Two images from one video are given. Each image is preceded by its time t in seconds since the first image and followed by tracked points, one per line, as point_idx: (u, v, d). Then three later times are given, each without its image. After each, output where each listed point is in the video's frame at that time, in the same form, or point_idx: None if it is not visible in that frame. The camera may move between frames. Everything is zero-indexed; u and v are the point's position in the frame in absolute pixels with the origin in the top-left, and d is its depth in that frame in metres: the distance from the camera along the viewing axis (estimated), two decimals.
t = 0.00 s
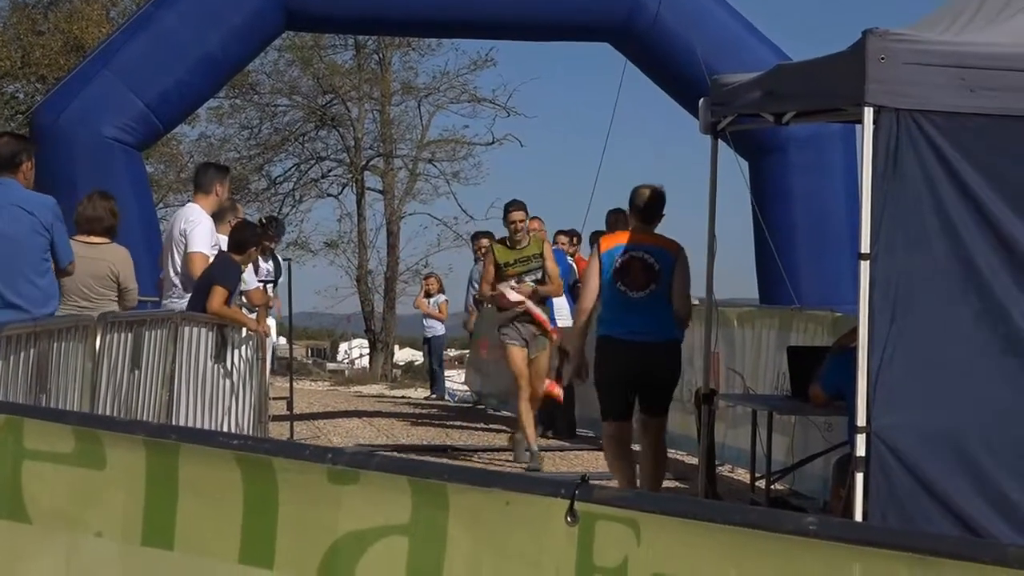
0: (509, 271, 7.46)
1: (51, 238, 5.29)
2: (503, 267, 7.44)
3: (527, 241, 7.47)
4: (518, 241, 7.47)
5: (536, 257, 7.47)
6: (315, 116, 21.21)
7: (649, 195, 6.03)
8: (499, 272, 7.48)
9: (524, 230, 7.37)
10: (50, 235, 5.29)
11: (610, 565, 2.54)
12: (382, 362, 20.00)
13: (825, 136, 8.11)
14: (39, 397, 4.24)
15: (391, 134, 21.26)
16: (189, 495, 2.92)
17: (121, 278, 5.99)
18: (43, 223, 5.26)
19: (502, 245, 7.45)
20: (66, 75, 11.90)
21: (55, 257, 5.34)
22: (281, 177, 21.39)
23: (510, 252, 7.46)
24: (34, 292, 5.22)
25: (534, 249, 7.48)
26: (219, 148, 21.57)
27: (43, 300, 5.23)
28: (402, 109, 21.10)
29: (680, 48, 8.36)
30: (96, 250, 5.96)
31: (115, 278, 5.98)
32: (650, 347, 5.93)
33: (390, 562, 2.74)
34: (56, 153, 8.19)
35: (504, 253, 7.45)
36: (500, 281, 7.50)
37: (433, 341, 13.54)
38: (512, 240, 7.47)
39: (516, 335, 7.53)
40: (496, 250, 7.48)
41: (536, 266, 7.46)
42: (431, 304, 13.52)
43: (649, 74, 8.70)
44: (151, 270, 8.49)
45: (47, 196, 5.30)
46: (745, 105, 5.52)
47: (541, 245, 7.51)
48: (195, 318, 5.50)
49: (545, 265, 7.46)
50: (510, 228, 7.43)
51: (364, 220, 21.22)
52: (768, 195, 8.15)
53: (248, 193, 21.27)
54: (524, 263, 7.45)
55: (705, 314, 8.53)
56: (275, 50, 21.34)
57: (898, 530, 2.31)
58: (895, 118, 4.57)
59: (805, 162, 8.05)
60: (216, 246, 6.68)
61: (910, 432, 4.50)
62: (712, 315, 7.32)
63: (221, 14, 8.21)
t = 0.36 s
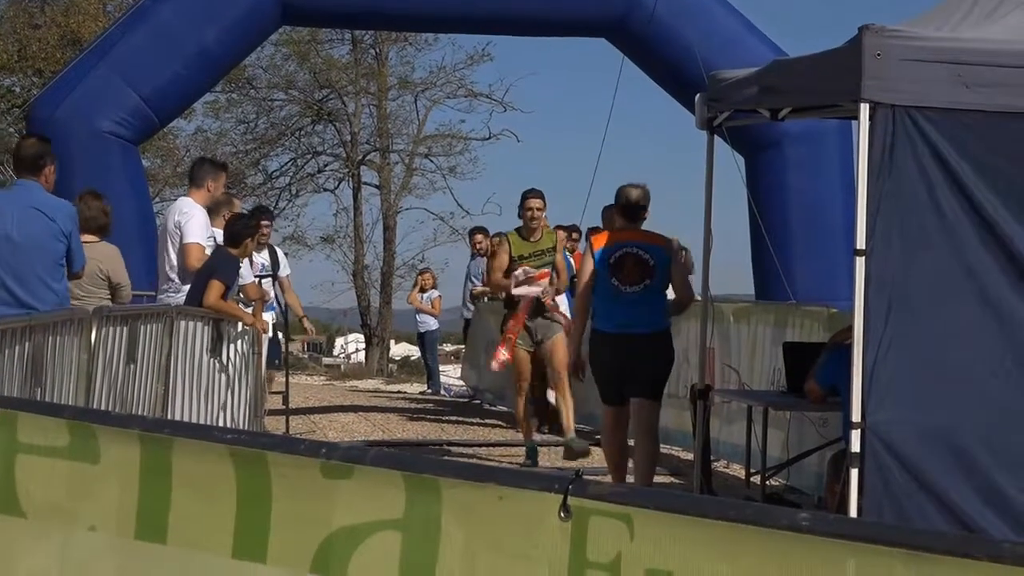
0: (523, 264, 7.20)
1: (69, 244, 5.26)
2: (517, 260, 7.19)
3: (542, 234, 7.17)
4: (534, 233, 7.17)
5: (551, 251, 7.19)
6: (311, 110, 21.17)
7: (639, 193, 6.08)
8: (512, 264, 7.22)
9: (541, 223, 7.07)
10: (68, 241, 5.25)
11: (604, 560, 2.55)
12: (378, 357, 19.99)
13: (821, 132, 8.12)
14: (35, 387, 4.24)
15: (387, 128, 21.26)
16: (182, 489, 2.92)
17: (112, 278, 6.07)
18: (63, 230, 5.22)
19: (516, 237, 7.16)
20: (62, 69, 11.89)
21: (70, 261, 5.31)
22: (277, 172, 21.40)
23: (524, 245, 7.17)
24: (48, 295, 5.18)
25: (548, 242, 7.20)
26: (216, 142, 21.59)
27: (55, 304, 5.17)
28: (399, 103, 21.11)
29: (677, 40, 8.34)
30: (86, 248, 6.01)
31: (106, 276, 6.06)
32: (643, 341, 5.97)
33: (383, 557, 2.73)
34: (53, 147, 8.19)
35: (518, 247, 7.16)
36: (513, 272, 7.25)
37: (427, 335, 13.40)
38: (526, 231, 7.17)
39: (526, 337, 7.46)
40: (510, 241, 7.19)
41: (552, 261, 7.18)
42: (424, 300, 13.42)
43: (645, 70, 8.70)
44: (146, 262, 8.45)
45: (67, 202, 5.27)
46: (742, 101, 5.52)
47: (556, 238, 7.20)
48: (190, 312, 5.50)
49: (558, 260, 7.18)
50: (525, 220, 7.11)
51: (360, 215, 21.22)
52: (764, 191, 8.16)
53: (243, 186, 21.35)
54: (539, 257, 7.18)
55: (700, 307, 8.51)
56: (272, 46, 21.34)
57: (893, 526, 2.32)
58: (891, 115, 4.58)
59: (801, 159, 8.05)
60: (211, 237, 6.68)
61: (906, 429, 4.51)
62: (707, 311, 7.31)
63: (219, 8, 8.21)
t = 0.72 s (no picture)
0: (535, 250, 7.08)
1: (75, 243, 5.24)
2: (528, 246, 7.08)
3: (558, 223, 7.08)
4: (550, 222, 7.08)
5: (565, 241, 7.09)
6: (308, 106, 21.20)
7: (627, 180, 6.17)
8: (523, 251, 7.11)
9: (557, 210, 6.99)
10: (75, 240, 5.24)
11: (600, 556, 2.55)
12: (375, 353, 19.99)
13: (818, 128, 8.09)
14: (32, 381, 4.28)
15: (384, 124, 21.30)
16: (178, 485, 2.91)
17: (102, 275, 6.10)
18: (70, 229, 5.20)
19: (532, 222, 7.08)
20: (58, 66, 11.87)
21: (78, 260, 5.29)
22: (274, 168, 21.39)
23: (538, 232, 7.08)
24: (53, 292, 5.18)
25: (563, 232, 7.09)
26: (212, 138, 21.57)
27: (60, 302, 5.17)
28: (397, 99, 21.14)
29: (673, 34, 8.34)
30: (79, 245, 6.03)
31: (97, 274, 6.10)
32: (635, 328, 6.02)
33: (379, 553, 2.73)
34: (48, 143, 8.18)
35: (531, 233, 7.07)
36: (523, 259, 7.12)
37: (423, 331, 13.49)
38: (542, 218, 7.09)
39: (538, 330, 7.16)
40: (523, 227, 7.11)
41: (564, 251, 7.09)
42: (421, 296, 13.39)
43: (642, 65, 8.71)
44: (143, 258, 8.43)
45: (77, 201, 5.25)
46: (739, 94, 5.52)
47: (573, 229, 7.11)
48: (188, 308, 5.45)
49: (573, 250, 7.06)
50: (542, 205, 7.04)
51: (359, 211, 21.25)
52: (761, 187, 8.16)
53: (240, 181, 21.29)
54: (551, 245, 7.07)
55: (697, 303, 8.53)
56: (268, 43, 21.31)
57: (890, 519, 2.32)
58: (888, 109, 4.59)
59: (798, 154, 8.02)
60: (206, 232, 6.68)
61: (902, 422, 4.51)
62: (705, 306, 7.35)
63: (215, 5, 8.20)
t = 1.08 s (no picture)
0: (532, 256, 6.90)
1: (58, 235, 5.27)
2: (525, 251, 6.89)
3: (552, 224, 6.86)
4: (544, 224, 6.87)
5: (561, 242, 6.86)
6: (310, 103, 21.24)
7: (644, 181, 6.20)
8: (521, 256, 6.92)
9: (546, 212, 6.80)
10: (57, 232, 5.26)
11: (602, 545, 2.60)
12: (377, 346, 20.04)
13: (814, 125, 8.17)
14: (42, 375, 4.29)
15: (385, 120, 21.37)
16: (186, 476, 2.96)
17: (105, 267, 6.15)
18: (49, 222, 5.23)
19: (525, 226, 6.88)
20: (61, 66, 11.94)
21: (65, 251, 5.32)
22: (277, 165, 21.43)
23: (532, 236, 6.88)
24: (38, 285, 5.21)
25: (560, 232, 6.88)
26: (216, 135, 21.54)
27: (47, 295, 5.21)
28: (397, 97, 21.16)
29: (671, 32, 8.36)
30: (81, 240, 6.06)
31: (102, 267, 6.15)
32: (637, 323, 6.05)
33: (384, 543, 2.78)
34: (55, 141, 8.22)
35: (527, 238, 6.87)
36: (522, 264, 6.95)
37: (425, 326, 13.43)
38: (535, 222, 6.88)
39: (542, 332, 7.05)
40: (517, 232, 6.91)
41: (563, 252, 6.87)
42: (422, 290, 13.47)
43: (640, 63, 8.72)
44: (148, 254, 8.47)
45: (59, 194, 5.28)
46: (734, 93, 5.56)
47: (569, 227, 6.90)
48: (193, 302, 5.56)
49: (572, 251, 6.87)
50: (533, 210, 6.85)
51: (359, 207, 21.29)
52: (757, 183, 8.19)
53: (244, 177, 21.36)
54: (548, 248, 6.86)
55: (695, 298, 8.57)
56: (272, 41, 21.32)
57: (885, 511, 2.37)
58: (883, 106, 4.61)
59: (793, 150, 8.09)
60: (207, 230, 6.73)
61: (896, 416, 4.55)
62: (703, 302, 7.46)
63: (219, 5, 8.27)
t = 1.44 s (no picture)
0: (514, 244, 6.99)
1: (55, 224, 5.34)
2: (507, 239, 6.99)
3: (535, 214, 6.93)
4: (527, 214, 6.94)
5: (544, 233, 6.94)
6: (315, 104, 21.31)
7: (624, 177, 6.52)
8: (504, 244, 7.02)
9: (526, 202, 6.85)
10: (52, 221, 5.33)
11: (594, 531, 2.70)
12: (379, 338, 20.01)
13: (801, 125, 8.26)
14: (55, 365, 4.39)
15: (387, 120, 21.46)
16: (192, 464, 3.06)
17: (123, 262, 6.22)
18: (45, 209, 5.32)
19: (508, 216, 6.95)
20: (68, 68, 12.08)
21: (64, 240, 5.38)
22: (282, 163, 21.53)
23: (515, 225, 6.95)
24: (33, 271, 5.32)
25: (542, 223, 6.95)
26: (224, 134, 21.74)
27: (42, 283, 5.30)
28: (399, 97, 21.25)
29: (664, 36, 8.45)
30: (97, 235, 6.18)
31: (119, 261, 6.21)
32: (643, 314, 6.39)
33: (385, 528, 2.87)
34: (67, 139, 8.34)
35: (510, 227, 6.95)
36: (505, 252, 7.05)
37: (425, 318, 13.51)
38: (518, 212, 6.95)
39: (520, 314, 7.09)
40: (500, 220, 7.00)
41: (545, 242, 6.96)
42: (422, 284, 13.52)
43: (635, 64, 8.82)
44: (159, 251, 8.60)
45: (56, 183, 5.37)
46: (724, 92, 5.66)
47: (552, 218, 6.94)
48: (200, 296, 5.62)
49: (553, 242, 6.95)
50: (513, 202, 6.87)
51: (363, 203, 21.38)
52: (746, 181, 8.28)
53: (250, 176, 21.44)
54: (530, 238, 6.95)
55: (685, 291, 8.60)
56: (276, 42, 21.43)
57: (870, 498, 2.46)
58: (867, 106, 4.71)
59: (781, 150, 8.16)
60: (210, 227, 6.84)
61: (879, 407, 4.64)
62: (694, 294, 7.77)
63: (228, 8, 8.34)
